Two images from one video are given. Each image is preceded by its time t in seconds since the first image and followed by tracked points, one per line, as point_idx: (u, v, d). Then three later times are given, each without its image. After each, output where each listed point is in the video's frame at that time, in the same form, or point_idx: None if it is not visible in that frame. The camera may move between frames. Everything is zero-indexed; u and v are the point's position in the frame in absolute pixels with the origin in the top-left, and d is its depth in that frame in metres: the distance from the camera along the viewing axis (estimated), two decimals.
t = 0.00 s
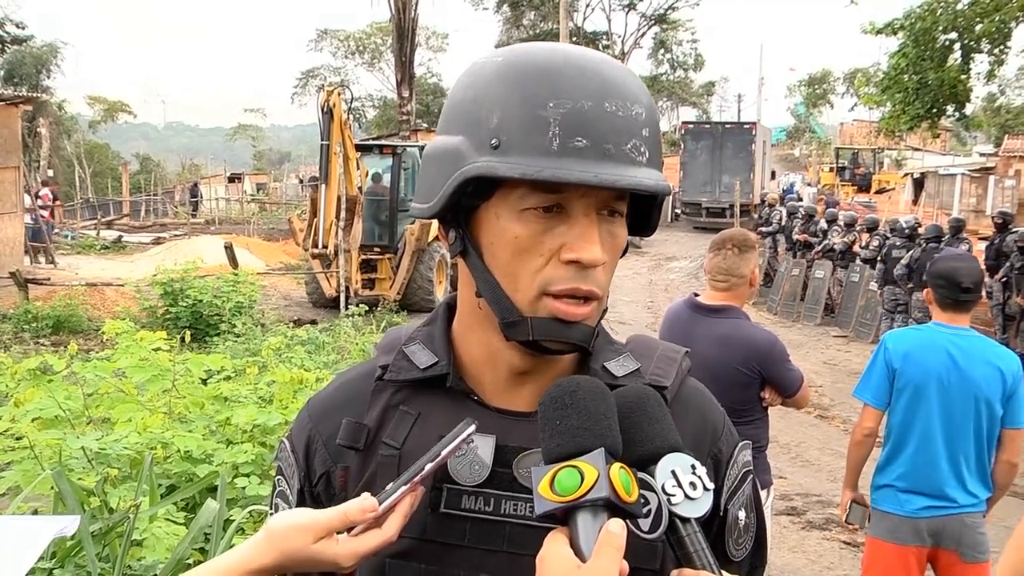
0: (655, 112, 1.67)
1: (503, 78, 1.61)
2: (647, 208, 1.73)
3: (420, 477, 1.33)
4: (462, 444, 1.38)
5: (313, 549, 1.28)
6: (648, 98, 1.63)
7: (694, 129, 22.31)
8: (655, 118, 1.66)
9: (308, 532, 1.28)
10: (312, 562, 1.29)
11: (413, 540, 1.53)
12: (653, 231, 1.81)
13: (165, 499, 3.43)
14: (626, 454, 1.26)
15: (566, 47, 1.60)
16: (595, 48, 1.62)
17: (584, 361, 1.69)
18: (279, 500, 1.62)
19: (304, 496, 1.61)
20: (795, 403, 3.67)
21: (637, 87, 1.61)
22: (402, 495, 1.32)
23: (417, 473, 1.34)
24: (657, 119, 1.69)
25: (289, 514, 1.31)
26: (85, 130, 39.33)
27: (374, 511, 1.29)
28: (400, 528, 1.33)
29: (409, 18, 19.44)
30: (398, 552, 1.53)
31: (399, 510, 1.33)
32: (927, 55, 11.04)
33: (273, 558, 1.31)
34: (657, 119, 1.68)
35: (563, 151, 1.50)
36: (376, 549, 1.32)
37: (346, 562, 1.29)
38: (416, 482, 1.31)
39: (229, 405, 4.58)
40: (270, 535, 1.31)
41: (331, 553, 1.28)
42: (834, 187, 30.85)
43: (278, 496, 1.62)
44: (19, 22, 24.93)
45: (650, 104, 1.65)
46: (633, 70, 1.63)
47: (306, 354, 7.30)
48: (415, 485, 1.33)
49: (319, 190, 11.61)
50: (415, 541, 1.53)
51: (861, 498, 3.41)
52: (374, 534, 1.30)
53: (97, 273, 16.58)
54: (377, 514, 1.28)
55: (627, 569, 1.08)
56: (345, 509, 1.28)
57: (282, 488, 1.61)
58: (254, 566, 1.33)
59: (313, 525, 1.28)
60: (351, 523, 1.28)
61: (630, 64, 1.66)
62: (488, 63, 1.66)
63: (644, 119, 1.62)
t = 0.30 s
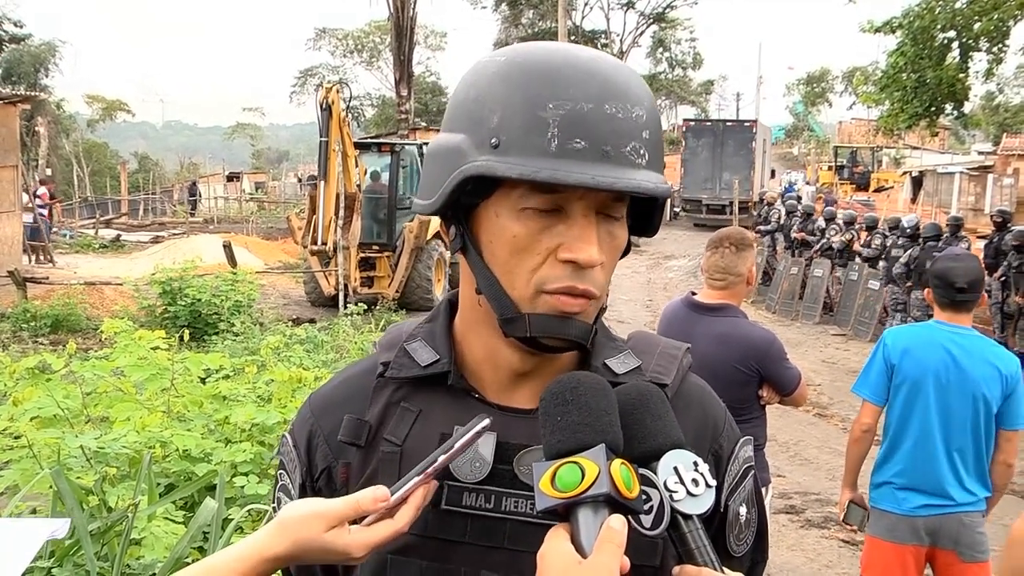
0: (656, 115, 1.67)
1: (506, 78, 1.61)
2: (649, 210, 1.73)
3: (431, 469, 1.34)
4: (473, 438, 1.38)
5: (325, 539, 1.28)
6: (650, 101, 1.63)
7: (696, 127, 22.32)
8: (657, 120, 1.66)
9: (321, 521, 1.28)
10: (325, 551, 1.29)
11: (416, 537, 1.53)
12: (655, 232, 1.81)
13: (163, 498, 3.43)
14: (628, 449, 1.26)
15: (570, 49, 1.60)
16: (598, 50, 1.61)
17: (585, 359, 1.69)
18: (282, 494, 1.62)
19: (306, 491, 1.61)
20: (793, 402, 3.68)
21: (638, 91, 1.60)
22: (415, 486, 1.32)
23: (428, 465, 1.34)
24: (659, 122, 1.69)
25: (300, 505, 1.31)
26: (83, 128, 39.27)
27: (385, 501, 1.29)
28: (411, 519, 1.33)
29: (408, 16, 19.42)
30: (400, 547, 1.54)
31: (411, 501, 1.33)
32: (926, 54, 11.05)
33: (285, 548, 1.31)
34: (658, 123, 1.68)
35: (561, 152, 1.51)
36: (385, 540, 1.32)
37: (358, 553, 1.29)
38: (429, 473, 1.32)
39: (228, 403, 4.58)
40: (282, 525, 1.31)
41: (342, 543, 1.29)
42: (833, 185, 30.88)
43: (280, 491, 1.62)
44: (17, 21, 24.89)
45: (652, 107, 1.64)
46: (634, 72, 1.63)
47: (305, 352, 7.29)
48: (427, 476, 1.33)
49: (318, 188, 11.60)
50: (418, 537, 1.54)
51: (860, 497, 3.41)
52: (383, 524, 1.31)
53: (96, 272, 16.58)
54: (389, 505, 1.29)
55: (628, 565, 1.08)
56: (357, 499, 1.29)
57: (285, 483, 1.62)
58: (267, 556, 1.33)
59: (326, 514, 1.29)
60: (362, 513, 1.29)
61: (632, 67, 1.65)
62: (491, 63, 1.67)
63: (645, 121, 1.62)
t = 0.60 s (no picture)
0: (673, 116, 1.66)
1: (524, 68, 1.61)
2: (663, 213, 1.72)
3: (439, 462, 1.33)
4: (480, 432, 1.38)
5: (328, 530, 1.28)
6: (665, 101, 1.62)
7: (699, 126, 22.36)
8: (673, 121, 1.65)
9: (325, 512, 1.28)
10: (328, 543, 1.29)
11: (423, 533, 1.53)
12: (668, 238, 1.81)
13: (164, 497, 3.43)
14: (633, 446, 1.26)
15: (589, 43, 1.60)
16: (615, 48, 1.62)
17: (592, 358, 1.69)
18: (287, 490, 1.62)
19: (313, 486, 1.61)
20: (792, 401, 3.68)
21: (654, 90, 1.60)
22: (419, 477, 1.32)
23: (435, 458, 1.34)
24: (675, 124, 1.68)
25: (304, 495, 1.31)
26: (84, 127, 39.26)
27: (388, 492, 1.29)
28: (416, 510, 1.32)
29: (408, 15, 19.42)
30: (405, 545, 1.53)
31: (416, 492, 1.32)
32: (927, 52, 11.03)
33: (288, 538, 1.31)
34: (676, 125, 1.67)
35: (570, 142, 1.50)
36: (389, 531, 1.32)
37: (360, 544, 1.29)
38: (433, 465, 1.31)
39: (229, 402, 4.58)
40: (284, 515, 1.31)
41: (345, 535, 1.28)
42: (834, 184, 30.90)
43: (287, 487, 1.62)
44: (18, 20, 24.87)
45: (667, 107, 1.63)
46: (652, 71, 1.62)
47: (306, 352, 7.29)
48: (432, 468, 1.32)
49: (318, 187, 11.60)
50: (424, 534, 1.53)
51: (861, 496, 3.42)
52: (388, 514, 1.30)
53: (96, 271, 16.54)
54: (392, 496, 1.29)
55: (633, 561, 1.08)
56: (360, 489, 1.29)
57: (291, 479, 1.61)
58: (268, 547, 1.33)
59: (329, 505, 1.29)
60: (366, 504, 1.29)
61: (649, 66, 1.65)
62: (512, 56, 1.67)
63: (660, 120, 1.61)
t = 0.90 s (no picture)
0: (680, 125, 1.65)
1: (531, 72, 1.61)
2: (667, 220, 1.71)
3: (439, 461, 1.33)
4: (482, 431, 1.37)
5: (324, 526, 1.29)
6: (673, 110, 1.62)
7: (698, 126, 22.38)
8: (680, 130, 1.64)
9: (321, 507, 1.29)
10: (325, 539, 1.29)
11: (424, 533, 1.53)
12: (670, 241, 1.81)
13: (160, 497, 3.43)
14: (633, 445, 1.26)
15: (598, 49, 1.60)
16: (626, 54, 1.61)
17: (593, 359, 1.69)
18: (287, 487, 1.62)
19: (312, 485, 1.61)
20: (787, 401, 3.70)
21: (660, 99, 1.59)
22: (419, 475, 1.32)
23: (435, 457, 1.33)
24: (684, 132, 1.68)
25: (302, 491, 1.32)
26: (80, 127, 39.20)
27: (386, 488, 1.29)
28: (414, 507, 1.32)
29: (405, 15, 19.42)
30: (406, 544, 1.54)
31: (416, 489, 1.32)
32: (924, 52, 11.04)
33: (285, 534, 1.31)
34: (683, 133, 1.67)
35: (572, 151, 1.50)
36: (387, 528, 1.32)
37: (357, 541, 1.29)
38: (433, 464, 1.31)
39: (225, 402, 4.58)
40: (281, 511, 1.31)
41: (341, 531, 1.29)
42: (831, 184, 30.97)
43: (286, 485, 1.63)
44: (15, 20, 24.81)
45: (675, 115, 1.63)
46: (660, 82, 1.62)
47: (303, 352, 7.28)
48: (431, 467, 1.32)
49: (315, 187, 11.59)
50: (425, 533, 1.53)
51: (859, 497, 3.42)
52: (386, 510, 1.30)
53: (93, 271, 16.51)
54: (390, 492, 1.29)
55: (634, 560, 1.08)
56: (357, 486, 1.29)
57: (291, 477, 1.62)
58: (264, 544, 1.33)
59: (326, 501, 1.29)
60: (363, 500, 1.29)
61: (659, 75, 1.64)
62: (521, 59, 1.67)
63: (666, 130, 1.61)
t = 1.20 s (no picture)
0: (665, 116, 1.65)
1: (512, 71, 1.62)
2: (661, 213, 1.71)
3: (440, 466, 1.33)
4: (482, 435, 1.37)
5: (327, 530, 1.28)
6: (655, 101, 1.61)
7: (697, 126, 22.41)
8: (664, 121, 1.64)
9: (323, 511, 1.29)
10: (326, 543, 1.29)
11: (425, 533, 1.53)
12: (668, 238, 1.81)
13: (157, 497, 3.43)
14: (630, 447, 1.26)
15: (576, 44, 1.60)
16: (604, 48, 1.61)
17: (591, 358, 1.69)
18: (288, 487, 1.62)
19: (313, 485, 1.61)
20: (784, 401, 3.70)
21: (642, 89, 1.59)
22: (421, 481, 1.31)
23: (437, 462, 1.33)
24: (669, 123, 1.67)
25: (304, 496, 1.31)
26: (78, 127, 39.16)
27: (390, 494, 1.29)
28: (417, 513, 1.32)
29: (403, 14, 19.41)
30: (406, 544, 1.53)
31: (418, 495, 1.32)
32: (921, 52, 11.05)
33: (286, 539, 1.31)
34: (668, 124, 1.66)
35: (554, 147, 1.50)
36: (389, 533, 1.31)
37: (360, 547, 1.29)
38: (437, 469, 1.30)
39: (223, 402, 4.58)
40: (283, 516, 1.31)
41: (344, 536, 1.28)
42: (829, 184, 31.00)
43: (287, 486, 1.62)
44: (11, 20, 24.75)
45: (658, 106, 1.62)
46: (640, 72, 1.61)
47: (301, 351, 7.28)
48: (434, 473, 1.32)
49: (312, 186, 11.58)
50: (425, 533, 1.53)
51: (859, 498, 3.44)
52: (388, 517, 1.30)
53: (90, 271, 16.49)
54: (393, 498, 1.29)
55: (632, 560, 1.08)
56: (361, 491, 1.29)
57: (291, 477, 1.62)
58: (265, 549, 1.33)
59: (328, 505, 1.29)
60: (366, 506, 1.29)
61: (639, 66, 1.63)
62: (502, 60, 1.68)
63: (649, 122, 1.60)
